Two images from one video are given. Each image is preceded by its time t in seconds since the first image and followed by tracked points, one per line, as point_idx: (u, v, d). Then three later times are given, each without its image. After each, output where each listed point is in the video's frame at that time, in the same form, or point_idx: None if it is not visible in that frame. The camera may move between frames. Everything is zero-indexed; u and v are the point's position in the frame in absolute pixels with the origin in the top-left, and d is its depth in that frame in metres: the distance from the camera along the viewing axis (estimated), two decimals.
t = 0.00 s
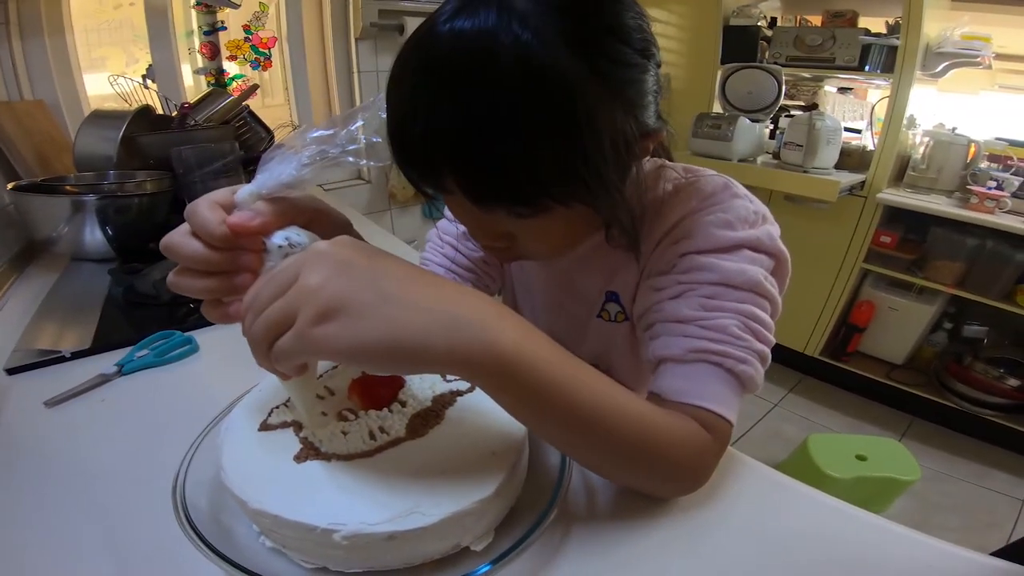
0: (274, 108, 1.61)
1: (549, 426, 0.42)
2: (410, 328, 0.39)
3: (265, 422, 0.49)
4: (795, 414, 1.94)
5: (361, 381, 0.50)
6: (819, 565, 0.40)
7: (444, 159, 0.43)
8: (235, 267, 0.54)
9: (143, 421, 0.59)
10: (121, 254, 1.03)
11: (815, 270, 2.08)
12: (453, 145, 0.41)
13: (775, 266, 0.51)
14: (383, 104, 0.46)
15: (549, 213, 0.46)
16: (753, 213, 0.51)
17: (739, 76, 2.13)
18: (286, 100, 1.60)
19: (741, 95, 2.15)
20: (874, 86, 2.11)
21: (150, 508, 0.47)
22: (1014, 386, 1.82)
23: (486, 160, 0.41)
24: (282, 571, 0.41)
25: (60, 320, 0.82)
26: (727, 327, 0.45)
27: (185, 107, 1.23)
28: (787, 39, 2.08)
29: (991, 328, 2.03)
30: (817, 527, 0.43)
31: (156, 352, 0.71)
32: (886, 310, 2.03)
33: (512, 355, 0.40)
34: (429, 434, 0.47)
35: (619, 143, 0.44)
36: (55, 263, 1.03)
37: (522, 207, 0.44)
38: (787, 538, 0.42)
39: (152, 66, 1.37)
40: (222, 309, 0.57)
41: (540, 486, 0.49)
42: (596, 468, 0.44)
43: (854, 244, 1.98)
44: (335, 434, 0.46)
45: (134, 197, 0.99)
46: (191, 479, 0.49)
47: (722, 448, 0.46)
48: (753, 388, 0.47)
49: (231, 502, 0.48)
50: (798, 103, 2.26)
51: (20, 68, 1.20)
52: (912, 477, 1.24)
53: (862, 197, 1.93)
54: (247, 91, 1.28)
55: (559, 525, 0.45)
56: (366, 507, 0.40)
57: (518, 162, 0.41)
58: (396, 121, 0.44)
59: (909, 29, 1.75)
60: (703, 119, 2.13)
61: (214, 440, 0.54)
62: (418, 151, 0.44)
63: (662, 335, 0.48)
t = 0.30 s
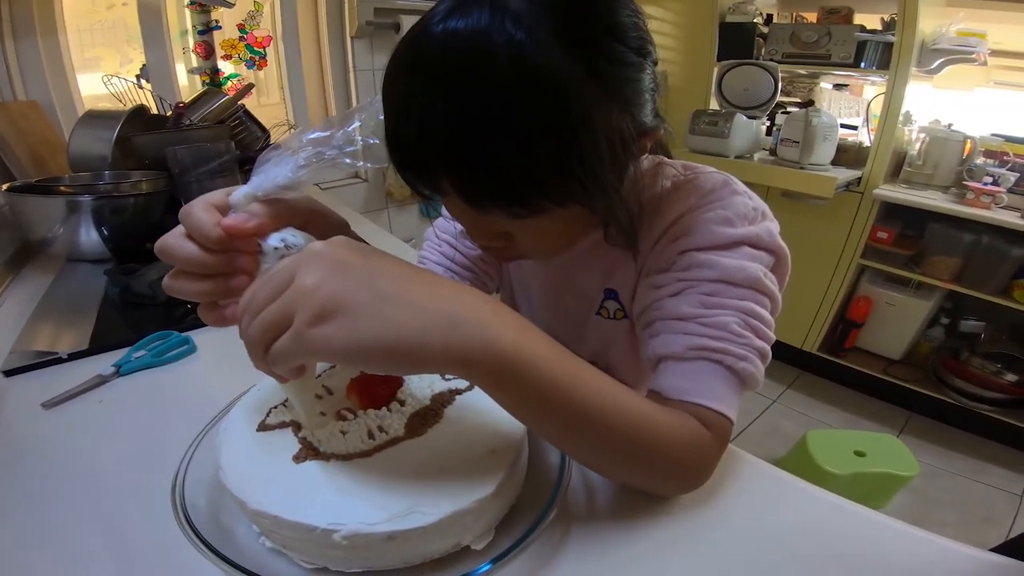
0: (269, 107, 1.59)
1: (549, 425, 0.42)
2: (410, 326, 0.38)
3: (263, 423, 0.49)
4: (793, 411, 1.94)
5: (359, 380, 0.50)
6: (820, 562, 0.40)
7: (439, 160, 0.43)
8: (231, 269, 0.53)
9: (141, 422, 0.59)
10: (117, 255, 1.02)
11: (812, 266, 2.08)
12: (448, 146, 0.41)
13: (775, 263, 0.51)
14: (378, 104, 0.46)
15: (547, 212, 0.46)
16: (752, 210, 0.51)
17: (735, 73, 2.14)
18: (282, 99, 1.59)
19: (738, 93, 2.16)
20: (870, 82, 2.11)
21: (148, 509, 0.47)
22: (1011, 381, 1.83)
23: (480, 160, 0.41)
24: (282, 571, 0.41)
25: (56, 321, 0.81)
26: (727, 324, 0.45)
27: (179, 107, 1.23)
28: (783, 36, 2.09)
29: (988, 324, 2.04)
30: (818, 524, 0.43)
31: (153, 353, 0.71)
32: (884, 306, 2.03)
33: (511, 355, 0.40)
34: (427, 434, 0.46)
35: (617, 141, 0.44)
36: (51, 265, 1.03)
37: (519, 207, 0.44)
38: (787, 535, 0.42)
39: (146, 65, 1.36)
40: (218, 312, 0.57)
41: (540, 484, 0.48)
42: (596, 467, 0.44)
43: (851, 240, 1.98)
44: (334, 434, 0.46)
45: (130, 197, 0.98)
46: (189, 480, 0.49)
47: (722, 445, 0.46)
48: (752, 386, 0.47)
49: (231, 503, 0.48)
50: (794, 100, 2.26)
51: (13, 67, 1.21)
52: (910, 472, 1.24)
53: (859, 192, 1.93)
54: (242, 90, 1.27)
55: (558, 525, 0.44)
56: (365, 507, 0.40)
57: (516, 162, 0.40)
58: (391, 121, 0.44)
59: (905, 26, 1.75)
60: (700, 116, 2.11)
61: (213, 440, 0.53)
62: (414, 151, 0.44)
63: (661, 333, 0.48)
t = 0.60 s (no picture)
0: (264, 107, 1.58)
1: (549, 423, 0.42)
2: (411, 323, 0.38)
3: (263, 422, 0.48)
4: (792, 408, 1.95)
5: (357, 380, 0.50)
6: (818, 559, 0.40)
7: (440, 158, 0.43)
8: (237, 260, 0.53)
9: (140, 423, 0.59)
10: (114, 255, 1.02)
11: (810, 263, 2.08)
12: (448, 145, 0.41)
13: (773, 260, 0.51)
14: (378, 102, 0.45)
15: (546, 210, 0.46)
16: (751, 207, 0.51)
17: (729, 72, 2.15)
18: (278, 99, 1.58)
19: (734, 90, 2.16)
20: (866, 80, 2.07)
21: (147, 510, 0.47)
22: (1009, 377, 1.82)
23: (480, 159, 0.41)
24: (283, 571, 0.41)
25: (53, 322, 0.81)
26: (726, 321, 0.45)
27: (174, 107, 1.22)
28: (779, 34, 2.09)
29: (986, 319, 2.04)
30: (817, 522, 0.43)
31: (151, 354, 0.70)
32: (881, 302, 2.04)
33: (511, 353, 0.40)
34: (427, 433, 0.46)
35: (617, 139, 0.44)
36: (47, 265, 1.02)
37: (519, 205, 0.44)
38: (787, 532, 0.42)
39: (140, 65, 1.35)
40: (224, 304, 0.56)
41: (541, 481, 0.49)
42: (597, 465, 0.44)
43: (848, 236, 1.98)
44: (333, 434, 0.46)
45: (126, 197, 0.98)
46: (189, 480, 0.49)
47: (722, 443, 0.46)
48: (752, 383, 0.47)
49: (231, 503, 0.47)
50: (790, 97, 2.27)
51: (8, 67, 1.20)
52: (908, 469, 1.25)
53: (856, 189, 1.94)
54: (238, 90, 1.27)
55: (559, 521, 0.44)
56: (365, 506, 0.40)
57: (515, 159, 0.40)
58: (391, 119, 0.44)
59: (900, 22, 1.75)
60: (697, 113, 2.12)
61: (212, 440, 0.53)
62: (413, 148, 0.44)
63: (661, 330, 0.48)
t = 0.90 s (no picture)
0: (263, 107, 1.58)
1: (549, 423, 0.42)
2: (410, 325, 0.38)
3: (262, 423, 0.48)
4: (791, 405, 1.95)
5: (357, 379, 0.50)
6: (816, 557, 0.40)
7: (439, 158, 0.43)
8: (232, 270, 0.53)
9: (139, 423, 0.59)
10: (113, 256, 1.02)
11: (809, 261, 2.09)
12: (446, 145, 0.41)
13: (772, 259, 0.51)
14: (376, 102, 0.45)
15: (544, 209, 0.46)
16: (749, 206, 0.51)
17: (727, 70, 2.14)
18: (276, 98, 1.58)
19: (732, 88, 2.15)
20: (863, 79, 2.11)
21: (147, 510, 0.47)
22: (1008, 374, 1.83)
23: (478, 159, 0.41)
24: (283, 572, 0.41)
25: (52, 323, 0.81)
26: (725, 320, 0.45)
27: (172, 107, 1.22)
28: (777, 32, 2.09)
29: (983, 317, 2.04)
30: (817, 520, 0.43)
31: (150, 354, 0.70)
32: (880, 300, 2.04)
33: (510, 353, 0.40)
34: (426, 432, 0.46)
35: (615, 136, 0.44)
36: (46, 265, 1.02)
37: (518, 204, 0.44)
38: (786, 530, 0.42)
39: (137, 65, 1.35)
40: (220, 315, 0.56)
41: (540, 480, 0.49)
42: (596, 464, 0.44)
43: (847, 234, 1.98)
44: (333, 434, 0.46)
45: (123, 197, 0.98)
46: (188, 481, 0.49)
47: (722, 441, 0.46)
48: (751, 381, 0.47)
49: (231, 502, 0.47)
50: (788, 95, 2.27)
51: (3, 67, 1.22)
52: (908, 467, 1.25)
53: (853, 187, 1.94)
54: (235, 89, 1.26)
55: (558, 521, 0.44)
56: (364, 505, 0.40)
57: (513, 158, 0.40)
58: (389, 120, 0.44)
59: (897, 21, 1.75)
60: (695, 112, 2.13)
61: (211, 441, 0.53)
62: (412, 149, 0.44)
63: (660, 329, 0.48)
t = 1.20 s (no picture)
0: (261, 107, 1.58)
1: (549, 422, 0.42)
2: (410, 323, 0.38)
3: (261, 422, 0.48)
4: (790, 404, 1.95)
5: (356, 379, 0.50)
6: (815, 556, 0.40)
7: (438, 158, 0.43)
8: (233, 264, 0.53)
9: (139, 423, 0.59)
10: (112, 256, 1.02)
11: (808, 260, 2.09)
12: (445, 145, 0.41)
13: (771, 258, 0.51)
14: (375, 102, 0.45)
15: (543, 208, 0.46)
16: (748, 205, 0.51)
17: (726, 70, 2.14)
18: (274, 98, 1.58)
19: (731, 88, 2.15)
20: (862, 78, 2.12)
21: (147, 510, 0.47)
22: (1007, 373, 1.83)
23: (477, 159, 0.41)
24: (283, 572, 0.41)
25: (51, 323, 0.81)
26: (724, 319, 0.45)
27: (170, 107, 1.22)
28: (775, 31, 2.09)
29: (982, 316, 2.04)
30: (817, 519, 0.43)
31: (149, 355, 0.70)
32: (879, 298, 2.04)
33: (510, 352, 0.40)
34: (426, 432, 0.46)
35: (613, 135, 0.44)
36: (46, 266, 1.02)
37: (517, 203, 0.44)
38: (785, 529, 0.43)
39: (135, 65, 1.35)
40: (220, 310, 0.56)
41: (540, 480, 0.49)
42: (596, 462, 0.44)
43: (846, 233, 1.98)
44: (333, 434, 0.46)
45: (121, 198, 0.98)
46: (188, 481, 0.49)
47: (721, 440, 0.46)
48: (750, 381, 0.47)
49: (230, 503, 0.47)
50: (787, 95, 2.27)
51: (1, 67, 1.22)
52: (906, 466, 1.26)
53: (852, 186, 1.94)
54: (234, 89, 1.26)
55: (558, 520, 0.45)
56: (364, 505, 0.40)
57: (512, 158, 0.40)
58: (388, 120, 0.44)
59: (896, 20, 1.75)
60: (694, 111, 2.13)
61: (211, 441, 0.53)
62: (410, 149, 0.44)
63: (659, 329, 0.48)
